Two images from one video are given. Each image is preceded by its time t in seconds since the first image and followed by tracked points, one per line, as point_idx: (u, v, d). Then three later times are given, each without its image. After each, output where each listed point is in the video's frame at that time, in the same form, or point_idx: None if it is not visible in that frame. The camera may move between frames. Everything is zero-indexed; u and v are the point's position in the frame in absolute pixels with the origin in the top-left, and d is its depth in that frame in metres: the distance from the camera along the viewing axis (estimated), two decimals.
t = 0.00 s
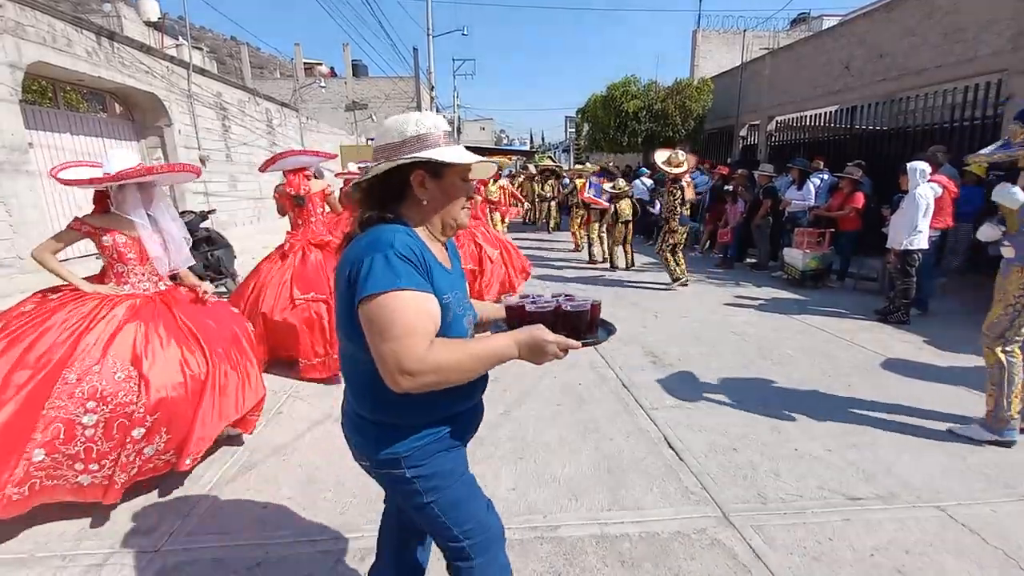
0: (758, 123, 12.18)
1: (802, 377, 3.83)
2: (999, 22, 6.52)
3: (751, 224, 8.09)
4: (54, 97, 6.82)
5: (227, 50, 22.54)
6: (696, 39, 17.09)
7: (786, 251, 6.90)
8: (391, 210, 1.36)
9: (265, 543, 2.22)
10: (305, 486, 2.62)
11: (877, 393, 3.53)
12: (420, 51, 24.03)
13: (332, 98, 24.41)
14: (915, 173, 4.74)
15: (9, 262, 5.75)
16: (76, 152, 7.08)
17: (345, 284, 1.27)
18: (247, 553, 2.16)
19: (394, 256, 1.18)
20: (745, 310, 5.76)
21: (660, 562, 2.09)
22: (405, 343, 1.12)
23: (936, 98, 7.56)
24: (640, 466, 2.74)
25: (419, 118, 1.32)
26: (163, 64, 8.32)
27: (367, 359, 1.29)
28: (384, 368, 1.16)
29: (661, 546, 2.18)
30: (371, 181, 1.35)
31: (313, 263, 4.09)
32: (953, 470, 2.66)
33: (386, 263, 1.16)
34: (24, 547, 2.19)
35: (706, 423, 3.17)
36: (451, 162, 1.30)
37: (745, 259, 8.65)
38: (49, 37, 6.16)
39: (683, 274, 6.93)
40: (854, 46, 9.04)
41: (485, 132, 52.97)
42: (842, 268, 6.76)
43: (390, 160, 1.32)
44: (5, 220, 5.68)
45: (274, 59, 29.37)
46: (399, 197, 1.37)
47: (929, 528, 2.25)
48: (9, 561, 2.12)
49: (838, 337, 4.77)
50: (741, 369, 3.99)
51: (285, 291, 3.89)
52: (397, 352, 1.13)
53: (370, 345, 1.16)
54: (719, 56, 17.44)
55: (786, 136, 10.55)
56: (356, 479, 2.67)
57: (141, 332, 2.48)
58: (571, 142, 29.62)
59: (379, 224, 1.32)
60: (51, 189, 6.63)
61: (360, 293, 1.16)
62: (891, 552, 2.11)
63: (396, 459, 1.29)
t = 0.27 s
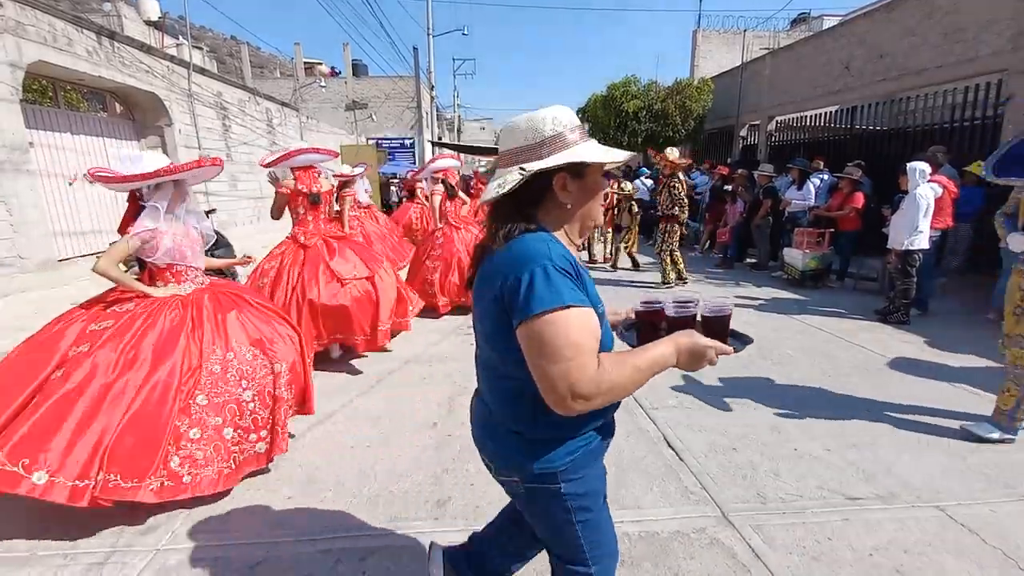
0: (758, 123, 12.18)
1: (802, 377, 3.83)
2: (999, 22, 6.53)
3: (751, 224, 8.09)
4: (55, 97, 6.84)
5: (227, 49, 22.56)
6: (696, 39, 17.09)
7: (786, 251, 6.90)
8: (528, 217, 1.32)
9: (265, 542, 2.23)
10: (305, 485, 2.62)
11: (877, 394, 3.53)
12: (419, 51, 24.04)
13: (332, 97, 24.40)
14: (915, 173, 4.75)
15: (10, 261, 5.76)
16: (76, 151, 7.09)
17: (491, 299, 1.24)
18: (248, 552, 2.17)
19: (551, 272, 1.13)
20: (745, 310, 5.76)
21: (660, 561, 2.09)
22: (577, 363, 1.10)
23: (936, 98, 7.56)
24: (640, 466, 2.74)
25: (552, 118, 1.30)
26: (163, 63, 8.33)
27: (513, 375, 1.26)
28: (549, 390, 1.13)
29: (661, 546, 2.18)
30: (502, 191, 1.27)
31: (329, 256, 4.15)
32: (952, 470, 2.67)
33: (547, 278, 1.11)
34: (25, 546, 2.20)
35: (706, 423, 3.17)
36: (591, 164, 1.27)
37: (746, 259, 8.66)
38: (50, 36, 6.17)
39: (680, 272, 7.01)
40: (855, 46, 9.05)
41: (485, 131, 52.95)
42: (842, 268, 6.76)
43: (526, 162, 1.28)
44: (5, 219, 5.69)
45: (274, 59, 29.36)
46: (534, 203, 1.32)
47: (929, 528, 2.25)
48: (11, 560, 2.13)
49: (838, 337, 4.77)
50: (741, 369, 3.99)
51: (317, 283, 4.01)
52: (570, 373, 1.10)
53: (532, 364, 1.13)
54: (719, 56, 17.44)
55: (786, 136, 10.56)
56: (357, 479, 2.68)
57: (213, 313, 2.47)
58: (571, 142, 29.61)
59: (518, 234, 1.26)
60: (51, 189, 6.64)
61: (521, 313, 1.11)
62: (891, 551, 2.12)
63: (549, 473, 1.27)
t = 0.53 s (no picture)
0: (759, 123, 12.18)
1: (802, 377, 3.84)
2: (1000, 22, 6.53)
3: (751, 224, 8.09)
4: (55, 95, 6.83)
5: (227, 48, 22.54)
6: (696, 39, 17.08)
7: (786, 251, 6.90)
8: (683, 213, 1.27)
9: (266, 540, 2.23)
10: (306, 483, 2.63)
11: (878, 394, 3.54)
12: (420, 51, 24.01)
13: (332, 96, 24.36)
14: (916, 174, 4.75)
15: (10, 260, 5.76)
16: (77, 150, 7.09)
17: (643, 298, 1.17)
18: (249, 550, 2.18)
19: (730, 267, 1.10)
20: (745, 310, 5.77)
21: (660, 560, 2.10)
22: (760, 367, 1.07)
23: (937, 98, 7.60)
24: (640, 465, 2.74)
25: (708, 107, 1.24)
26: (164, 62, 8.32)
27: (662, 379, 1.20)
28: (731, 396, 1.09)
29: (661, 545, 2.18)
30: (659, 187, 1.22)
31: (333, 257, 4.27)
32: (952, 470, 2.67)
33: (728, 278, 1.08)
34: (27, 543, 2.21)
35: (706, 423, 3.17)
36: (753, 157, 1.23)
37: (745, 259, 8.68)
38: (50, 35, 6.17)
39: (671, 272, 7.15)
40: (856, 46, 9.04)
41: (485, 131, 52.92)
42: (842, 268, 6.77)
43: (676, 153, 1.25)
44: (6, 218, 5.69)
45: (274, 58, 29.31)
46: (687, 198, 1.27)
47: (929, 528, 2.25)
48: (12, 557, 2.13)
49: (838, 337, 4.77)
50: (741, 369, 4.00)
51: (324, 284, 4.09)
52: (755, 375, 1.07)
53: (704, 366, 1.10)
54: (720, 56, 17.42)
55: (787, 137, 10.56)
56: (358, 477, 2.68)
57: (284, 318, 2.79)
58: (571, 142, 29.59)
59: (673, 228, 1.21)
60: (52, 187, 6.64)
61: (698, 312, 1.07)
62: (890, 551, 2.12)
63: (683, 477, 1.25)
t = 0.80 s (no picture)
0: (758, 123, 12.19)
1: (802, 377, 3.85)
2: (1001, 23, 6.53)
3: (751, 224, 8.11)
4: (56, 93, 6.82)
5: (227, 47, 22.52)
6: (696, 39, 17.10)
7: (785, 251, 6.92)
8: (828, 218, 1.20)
9: (266, 537, 2.24)
10: (306, 481, 2.64)
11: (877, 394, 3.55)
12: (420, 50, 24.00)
13: (332, 95, 24.34)
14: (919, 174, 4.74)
15: (10, 258, 5.76)
16: (77, 148, 7.09)
17: (799, 303, 1.11)
18: (248, 547, 2.18)
19: (903, 267, 1.04)
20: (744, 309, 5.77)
21: (659, 559, 2.10)
22: (935, 366, 1.01)
23: (937, 99, 7.56)
24: (639, 464, 2.75)
25: (854, 110, 1.19)
26: (165, 61, 8.32)
27: (813, 388, 1.15)
28: (904, 399, 1.03)
29: (660, 543, 2.19)
30: (807, 196, 1.15)
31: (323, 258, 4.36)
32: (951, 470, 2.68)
33: (897, 276, 1.03)
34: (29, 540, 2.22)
35: (705, 423, 3.17)
36: (908, 157, 1.16)
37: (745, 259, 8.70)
38: (51, 33, 6.17)
39: (662, 272, 7.20)
40: (856, 46, 9.05)
41: (485, 130, 52.92)
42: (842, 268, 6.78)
43: (826, 161, 1.18)
44: (6, 216, 5.69)
45: (274, 57, 29.27)
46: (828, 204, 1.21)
47: (927, 527, 2.26)
48: (12, 554, 2.14)
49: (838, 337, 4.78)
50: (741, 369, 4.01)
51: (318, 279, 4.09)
52: (931, 375, 1.01)
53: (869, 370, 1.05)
54: (720, 56, 17.42)
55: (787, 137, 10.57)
56: (357, 476, 2.69)
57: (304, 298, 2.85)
58: (571, 142, 29.59)
59: (826, 233, 1.15)
60: (52, 186, 6.64)
61: (865, 312, 1.02)
62: (888, 550, 2.13)
63: (845, 499, 1.18)
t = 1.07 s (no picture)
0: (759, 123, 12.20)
1: (801, 377, 3.85)
2: (1001, 23, 6.54)
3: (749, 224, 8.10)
4: (55, 92, 6.81)
5: (227, 46, 22.53)
6: (697, 39, 17.11)
7: (785, 251, 6.92)
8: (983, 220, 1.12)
9: (265, 536, 2.24)
10: (305, 480, 2.64)
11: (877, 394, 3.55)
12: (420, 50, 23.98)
13: (332, 95, 24.33)
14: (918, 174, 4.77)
15: (9, 256, 5.76)
16: (77, 147, 7.09)
17: (953, 308, 1.04)
18: (248, 546, 2.19)
19: None
20: (744, 309, 5.78)
21: (657, 558, 2.11)
22: None
23: (937, 99, 7.51)
24: (638, 463, 2.75)
25: None
26: (165, 59, 8.32)
27: (958, 399, 1.07)
28: None
29: (658, 543, 2.20)
30: (973, 197, 1.09)
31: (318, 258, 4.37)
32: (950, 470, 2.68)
33: None
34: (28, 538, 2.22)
35: (705, 422, 3.18)
36: None
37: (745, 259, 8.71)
38: (51, 31, 6.17)
39: (654, 271, 7.21)
40: (856, 46, 9.06)
41: (485, 130, 52.89)
42: (841, 268, 6.79)
43: (992, 159, 1.10)
44: (6, 214, 5.69)
45: (274, 56, 29.24)
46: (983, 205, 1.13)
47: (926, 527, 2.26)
48: (12, 552, 2.14)
49: (837, 337, 4.79)
50: (741, 369, 4.01)
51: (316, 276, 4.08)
52: None
53: None
54: (720, 56, 17.42)
55: (786, 137, 10.57)
56: (357, 474, 2.69)
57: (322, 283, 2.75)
58: (571, 142, 29.59)
59: (989, 239, 1.07)
60: (51, 184, 6.63)
61: None
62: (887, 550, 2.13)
63: (1005, 512, 1.07)
